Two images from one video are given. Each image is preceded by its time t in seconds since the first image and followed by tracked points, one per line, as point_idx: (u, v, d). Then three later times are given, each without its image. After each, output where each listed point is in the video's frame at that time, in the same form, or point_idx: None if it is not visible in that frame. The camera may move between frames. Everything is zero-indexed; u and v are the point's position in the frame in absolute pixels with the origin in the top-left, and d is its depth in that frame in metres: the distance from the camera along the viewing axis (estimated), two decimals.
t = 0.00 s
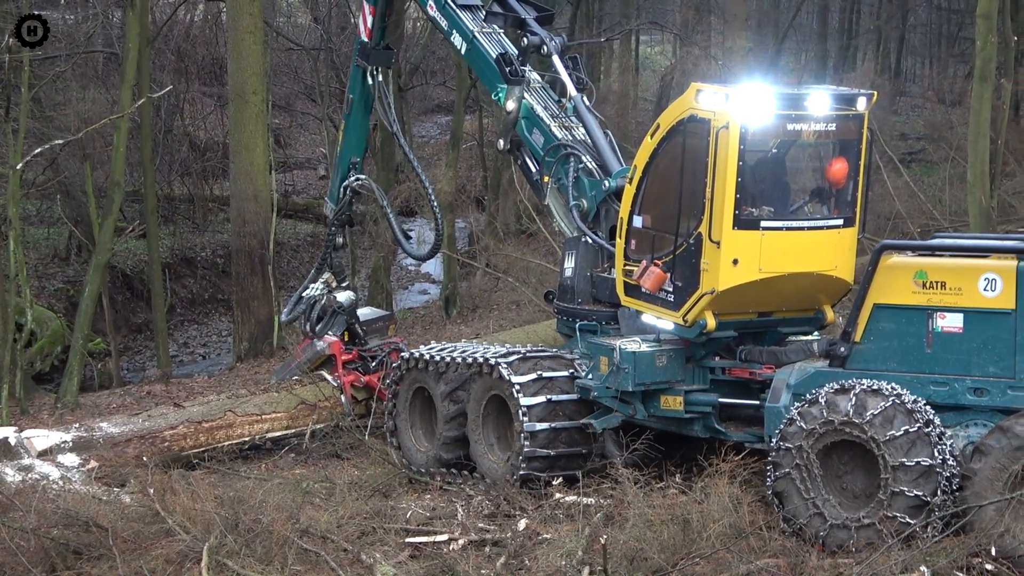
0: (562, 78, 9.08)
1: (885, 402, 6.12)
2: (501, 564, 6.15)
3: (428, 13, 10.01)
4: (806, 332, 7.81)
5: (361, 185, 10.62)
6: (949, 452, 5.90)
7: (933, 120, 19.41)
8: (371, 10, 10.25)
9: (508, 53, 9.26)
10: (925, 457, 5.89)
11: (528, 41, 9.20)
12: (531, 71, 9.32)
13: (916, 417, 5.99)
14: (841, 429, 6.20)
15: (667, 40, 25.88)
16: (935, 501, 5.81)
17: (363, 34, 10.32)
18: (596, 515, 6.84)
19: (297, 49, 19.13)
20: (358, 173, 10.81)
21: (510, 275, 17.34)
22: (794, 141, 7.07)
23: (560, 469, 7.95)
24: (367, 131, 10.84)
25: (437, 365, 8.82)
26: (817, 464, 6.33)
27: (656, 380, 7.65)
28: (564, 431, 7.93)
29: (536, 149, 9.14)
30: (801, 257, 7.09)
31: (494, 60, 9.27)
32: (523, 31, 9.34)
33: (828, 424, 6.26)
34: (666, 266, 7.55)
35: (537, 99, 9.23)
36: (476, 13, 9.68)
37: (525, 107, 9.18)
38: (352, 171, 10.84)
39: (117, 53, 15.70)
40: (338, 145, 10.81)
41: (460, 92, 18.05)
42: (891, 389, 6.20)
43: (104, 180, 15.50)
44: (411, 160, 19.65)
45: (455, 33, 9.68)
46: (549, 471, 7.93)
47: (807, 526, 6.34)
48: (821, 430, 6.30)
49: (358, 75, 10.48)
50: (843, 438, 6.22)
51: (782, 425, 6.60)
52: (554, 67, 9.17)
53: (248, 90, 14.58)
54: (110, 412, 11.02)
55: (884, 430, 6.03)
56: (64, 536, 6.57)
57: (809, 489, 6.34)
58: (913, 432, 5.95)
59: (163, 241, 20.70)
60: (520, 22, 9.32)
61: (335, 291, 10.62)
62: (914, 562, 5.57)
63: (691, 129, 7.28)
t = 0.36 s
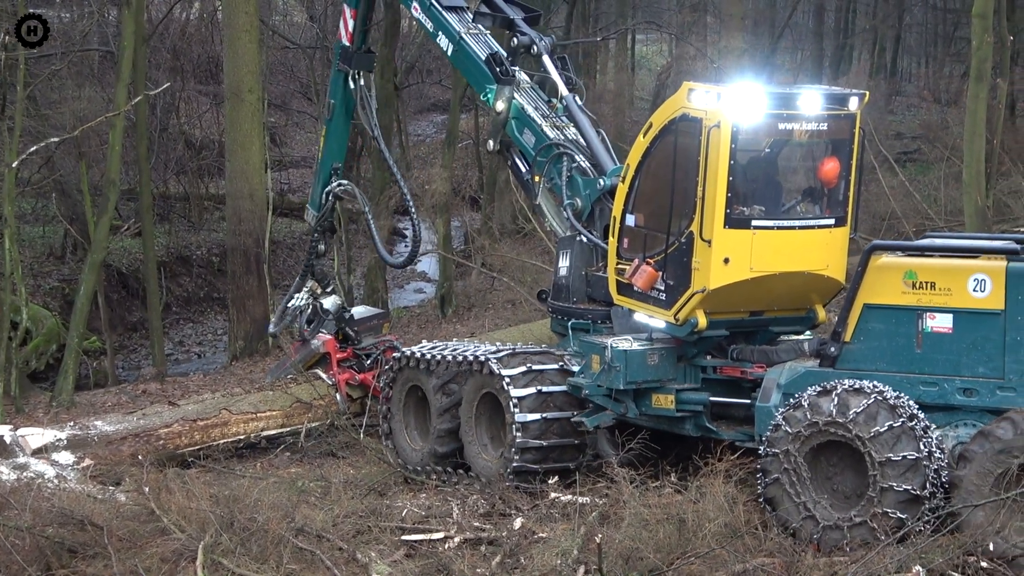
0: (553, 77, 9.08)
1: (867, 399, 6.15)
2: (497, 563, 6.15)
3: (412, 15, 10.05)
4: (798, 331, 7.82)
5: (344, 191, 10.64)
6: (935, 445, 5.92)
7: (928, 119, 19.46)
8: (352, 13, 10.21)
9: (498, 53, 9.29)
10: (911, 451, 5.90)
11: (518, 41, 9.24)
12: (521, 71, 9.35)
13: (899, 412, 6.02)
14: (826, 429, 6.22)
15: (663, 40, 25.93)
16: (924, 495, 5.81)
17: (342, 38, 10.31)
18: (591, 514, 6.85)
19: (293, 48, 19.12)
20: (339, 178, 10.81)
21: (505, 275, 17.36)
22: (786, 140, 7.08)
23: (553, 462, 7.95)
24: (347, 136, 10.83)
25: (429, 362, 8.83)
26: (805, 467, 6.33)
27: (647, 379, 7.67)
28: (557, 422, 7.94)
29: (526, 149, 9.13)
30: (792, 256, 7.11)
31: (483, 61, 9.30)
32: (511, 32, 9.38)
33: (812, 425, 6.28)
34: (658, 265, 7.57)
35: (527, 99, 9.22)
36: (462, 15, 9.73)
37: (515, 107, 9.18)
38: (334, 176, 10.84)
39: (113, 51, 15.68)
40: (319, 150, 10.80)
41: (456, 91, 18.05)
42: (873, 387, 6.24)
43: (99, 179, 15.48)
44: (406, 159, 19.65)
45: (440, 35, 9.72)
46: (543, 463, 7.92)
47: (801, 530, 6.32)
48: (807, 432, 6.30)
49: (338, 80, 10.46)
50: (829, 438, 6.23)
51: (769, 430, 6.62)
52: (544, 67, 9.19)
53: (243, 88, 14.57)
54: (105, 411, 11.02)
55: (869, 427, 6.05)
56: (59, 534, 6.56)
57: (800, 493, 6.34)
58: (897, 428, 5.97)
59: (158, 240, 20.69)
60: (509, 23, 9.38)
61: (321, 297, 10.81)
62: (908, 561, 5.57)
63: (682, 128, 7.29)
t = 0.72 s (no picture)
0: (543, 78, 9.07)
1: (846, 397, 6.21)
2: (493, 562, 6.16)
3: (398, 19, 10.09)
4: (788, 331, 7.84)
5: (328, 198, 10.56)
6: (918, 435, 5.97)
7: (924, 118, 19.49)
8: (335, 20, 10.35)
9: (487, 54, 9.35)
10: (895, 444, 5.94)
11: (506, 42, 9.25)
12: (509, 73, 9.35)
13: (879, 406, 6.08)
14: (810, 430, 6.25)
15: (659, 39, 25.96)
16: (912, 485, 5.84)
17: (326, 44, 10.38)
18: (587, 513, 6.85)
19: (289, 47, 19.12)
20: (324, 185, 10.76)
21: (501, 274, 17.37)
22: (775, 139, 7.10)
23: (544, 453, 7.94)
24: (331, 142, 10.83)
25: (422, 360, 8.88)
26: (793, 469, 6.34)
27: (637, 377, 7.72)
28: (547, 411, 7.95)
29: (517, 150, 9.14)
30: (782, 255, 7.13)
31: (473, 63, 9.35)
32: (500, 33, 9.34)
33: (796, 427, 6.31)
34: (648, 263, 7.58)
35: (516, 99, 9.22)
36: (448, 17, 9.79)
37: (504, 108, 9.15)
38: (319, 183, 10.80)
39: (108, 50, 15.67)
40: (303, 157, 10.79)
41: (452, 90, 18.04)
42: (852, 385, 6.29)
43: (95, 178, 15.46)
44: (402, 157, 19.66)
45: (427, 37, 9.76)
46: (535, 453, 7.90)
47: (795, 534, 6.31)
48: (791, 435, 6.33)
49: (322, 86, 10.50)
50: (814, 439, 6.26)
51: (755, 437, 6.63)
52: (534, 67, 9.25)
53: (238, 87, 14.56)
54: (100, 410, 11.01)
55: (851, 423, 6.09)
56: (55, 534, 6.56)
57: (790, 496, 6.34)
58: (879, 421, 6.02)
59: (154, 239, 20.67)
60: (497, 23, 9.35)
61: (308, 305, 10.86)
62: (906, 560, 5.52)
63: (672, 127, 7.31)
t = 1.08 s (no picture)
0: (537, 75, 9.03)
1: (825, 395, 6.28)
2: (490, 561, 6.17)
3: (393, 17, 10.08)
4: (780, 328, 7.84)
5: (322, 198, 10.53)
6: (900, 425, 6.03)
7: (920, 116, 19.52)
8: (329, 19, 10.31)
9: (482, 53, 9.37)
10: (879, 434, 6.00)
11: (501, 40, 9.19)
12: (504, 72, 9.34)
13: (859, 400, 6.15)
14: (793, 431, 6.29)
15: (655, 37, 25.96)
16: (901, 474, 5.87)
17: (319, 43, 10.38)
18: (584, 511, 6.86)
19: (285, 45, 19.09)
20: (319, 185, 10.74)
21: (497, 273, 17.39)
22: (765, 138, 7.11)
23: (537, 440, 8.02)
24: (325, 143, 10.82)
25: (419, 357, 8.92)
26: (781, 472, 6.36)
27: (628, 374, 7.73)
28: (539, 397, 8.05)
29: (512, 148, 9.13)
30: (772, 253, 7.14)
31: (468, 61, 9.38)
32: (494, 31, 9.30)
33: (779, 430, 6.35)
34: (639, 261, 7.59)
35: (511, 98, 9.22)
36: (443, 16, 9.82)
37: (499, 106, 9.19)
38: (313, 183, 10.78)
39: (104, 49, 15.65)
40: (298, 157, 10.79)
41: (448, 88, 18.03)
42: (830, 384, 6.37)
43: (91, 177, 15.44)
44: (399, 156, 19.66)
45: (422, 36, 9.76)
46: (528, 440, 7.98)
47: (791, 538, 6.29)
48: (775, 438, 6.37)
49: (317, 85, 10.51)
50: (798, 440, 6.30)
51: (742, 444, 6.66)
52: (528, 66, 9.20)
53: (235, 86, 14.54)
54: (97, 409, 11.01)
55: (832, 419, 6.15)
56: (52, 533, 6.56)
57: (780, 500, 6.35)
58: (860, 414, 6.09)
59: (150, 238, 20.66)
60: (491, 22, 9.28)
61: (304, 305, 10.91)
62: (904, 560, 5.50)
63: (662, 125, 7.31)
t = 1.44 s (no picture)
0: (535, 73, 9.08)
1: (804, 393, 6.34)
2: (489, 558, 6.17)
3: (391, 14, 10.08)
4: (771, 326, 7.83)
5: (321, 194, 10.55)
6: (881, 413, 6.10)
7: (919, 114, 19.51)
8: (329, 16, 10.31)
9: (479, 51, 9.39)
10: (861, 424, 6.06)
11: (499, 38, 9.29)
12: (502, 69, 9.38)
13: (838, 393, 6.22)
14: (778, 432, 6.32)
15: (654, 34, 25.95)
16: (889, 460, 5.92)
17: (319, 40, 10.38)
18: (584, 508, 6.86)
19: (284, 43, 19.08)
20: (318, 183, 10.75)
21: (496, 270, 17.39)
22: (756, 136, 7.12)
23: (531, 424, 8.11)
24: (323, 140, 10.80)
25: (418, 357, 8.96)
26: (770, 475, 6.38)
27: (620, 371, 7.74)
28: (531, 383, 8.17)
29: (509, 145, 9.14)
30: (762, 250, 7.14)
31: (465, 58, 9.39)
32: (492, 29, 9.36)
33: (764, 433, 6.38)
34: (631, 258, 7.60)
35: (509, 95, 9.23)
36: (441, 13, 9.82)
37: (497, 104, 9.18)
38: (313, 181, 10.79)
39: (102, 47, 15.63)
40: (298, 154, 10.78)
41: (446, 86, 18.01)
42: (807, 382, 6.44)
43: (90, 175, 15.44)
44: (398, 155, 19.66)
45: (420, 33, 9.77)
46: (521, 423, 8.07)
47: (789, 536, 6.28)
48: (760, 441, 6.40)
49: (316, 82, 10.48)
50: (784, 440, 6.33)
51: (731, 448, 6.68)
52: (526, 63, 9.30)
53: (233, 84, 14.51)
54: (96, 407, 11.01)
55: (814, 415, 6.21)
56: (50, 532, 6.56)
57: (773, 501, 6.36)
58: (841, 406, 6.16)
59: (149, 236, 20.65)
60: (490, 19, 9.35)
61: (303, 302, 10.79)
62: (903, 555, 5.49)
63: (655, 122, 7.31)
